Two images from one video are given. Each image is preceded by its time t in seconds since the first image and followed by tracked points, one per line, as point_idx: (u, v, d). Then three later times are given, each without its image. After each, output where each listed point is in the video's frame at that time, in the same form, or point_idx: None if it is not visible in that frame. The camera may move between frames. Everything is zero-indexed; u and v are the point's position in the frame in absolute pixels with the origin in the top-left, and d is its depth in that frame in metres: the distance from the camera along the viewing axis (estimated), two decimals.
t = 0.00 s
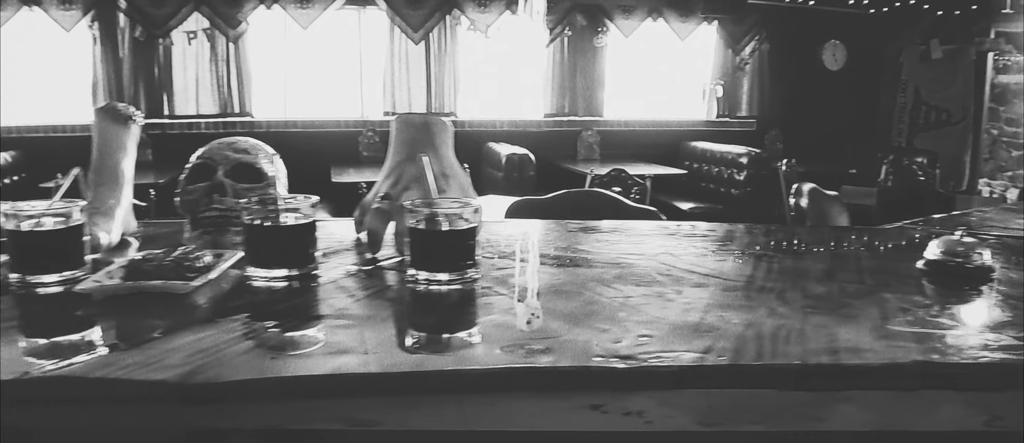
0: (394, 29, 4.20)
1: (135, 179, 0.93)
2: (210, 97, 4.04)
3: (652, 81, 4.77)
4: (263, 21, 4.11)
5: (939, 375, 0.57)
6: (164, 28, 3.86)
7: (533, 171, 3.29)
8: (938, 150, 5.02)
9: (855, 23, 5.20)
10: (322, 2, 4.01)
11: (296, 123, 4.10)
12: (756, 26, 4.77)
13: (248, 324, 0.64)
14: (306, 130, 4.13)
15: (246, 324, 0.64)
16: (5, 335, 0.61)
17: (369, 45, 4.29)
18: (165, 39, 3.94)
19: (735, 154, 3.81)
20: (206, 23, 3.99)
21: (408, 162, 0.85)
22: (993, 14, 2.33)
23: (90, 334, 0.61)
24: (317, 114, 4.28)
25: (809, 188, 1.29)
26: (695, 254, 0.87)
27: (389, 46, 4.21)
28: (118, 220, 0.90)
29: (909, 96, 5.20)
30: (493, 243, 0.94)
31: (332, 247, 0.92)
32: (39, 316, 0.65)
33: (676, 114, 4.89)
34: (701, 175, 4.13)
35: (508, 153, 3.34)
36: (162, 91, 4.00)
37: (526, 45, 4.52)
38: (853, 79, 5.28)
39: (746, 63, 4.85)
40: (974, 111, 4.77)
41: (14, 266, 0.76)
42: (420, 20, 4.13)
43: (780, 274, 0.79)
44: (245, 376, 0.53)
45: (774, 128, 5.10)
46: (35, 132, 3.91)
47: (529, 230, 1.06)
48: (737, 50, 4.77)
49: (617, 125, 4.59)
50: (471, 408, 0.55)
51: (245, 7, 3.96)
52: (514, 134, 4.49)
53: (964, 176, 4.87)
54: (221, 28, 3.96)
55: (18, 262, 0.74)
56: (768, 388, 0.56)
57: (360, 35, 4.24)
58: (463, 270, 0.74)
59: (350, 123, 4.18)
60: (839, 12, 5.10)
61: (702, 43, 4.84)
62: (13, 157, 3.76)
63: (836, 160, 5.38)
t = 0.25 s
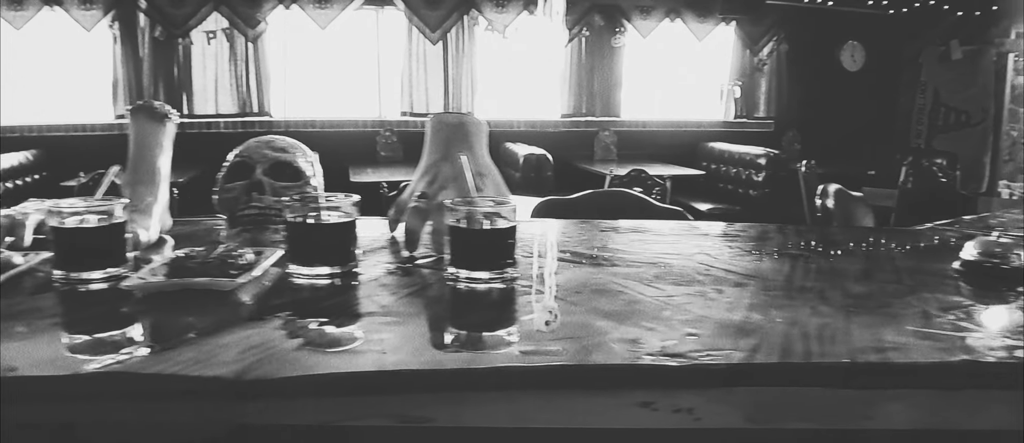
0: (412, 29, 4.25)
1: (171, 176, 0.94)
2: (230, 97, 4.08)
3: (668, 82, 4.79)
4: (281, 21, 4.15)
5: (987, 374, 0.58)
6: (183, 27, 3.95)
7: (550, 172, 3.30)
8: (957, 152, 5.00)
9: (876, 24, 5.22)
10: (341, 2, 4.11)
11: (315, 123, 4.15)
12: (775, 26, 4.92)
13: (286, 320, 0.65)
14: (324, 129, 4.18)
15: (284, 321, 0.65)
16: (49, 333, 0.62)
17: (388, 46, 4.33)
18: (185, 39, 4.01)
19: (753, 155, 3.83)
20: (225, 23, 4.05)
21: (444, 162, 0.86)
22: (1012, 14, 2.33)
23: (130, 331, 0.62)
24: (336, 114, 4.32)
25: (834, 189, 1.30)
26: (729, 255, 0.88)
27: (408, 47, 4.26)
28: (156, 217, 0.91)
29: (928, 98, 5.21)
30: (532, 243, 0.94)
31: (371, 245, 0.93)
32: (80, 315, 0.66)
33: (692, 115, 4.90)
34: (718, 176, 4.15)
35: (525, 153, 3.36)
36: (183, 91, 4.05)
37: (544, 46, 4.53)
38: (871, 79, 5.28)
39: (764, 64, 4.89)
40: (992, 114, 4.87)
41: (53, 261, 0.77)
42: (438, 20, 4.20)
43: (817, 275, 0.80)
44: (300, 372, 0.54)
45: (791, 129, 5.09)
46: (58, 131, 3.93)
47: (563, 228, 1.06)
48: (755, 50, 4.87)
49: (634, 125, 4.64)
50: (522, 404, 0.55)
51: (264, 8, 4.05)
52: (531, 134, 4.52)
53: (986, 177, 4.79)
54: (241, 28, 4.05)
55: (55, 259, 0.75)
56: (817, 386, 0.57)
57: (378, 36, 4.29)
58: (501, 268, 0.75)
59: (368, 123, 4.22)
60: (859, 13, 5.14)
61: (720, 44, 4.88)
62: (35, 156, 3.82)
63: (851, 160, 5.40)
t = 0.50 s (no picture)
0: (437, 29, 4.26)
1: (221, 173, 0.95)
2: (256, 96, 4.18)
3: (690, 82, 4.81)
4: (308, 21, 4.21)
5: None
6: (212, 28, 3.86)
7: (576, 173, 3.31)
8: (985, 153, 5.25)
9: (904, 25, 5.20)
10: (365, 3, 3.94)
11: (340, 123, 4.22)
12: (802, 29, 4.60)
13: (344, 317, 0.66)
14: (350, 129, 4.28)
15: (340, 318, 0.66)
16: (114, 329, 0.63)
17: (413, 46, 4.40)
18: (211, 39, 4.07)
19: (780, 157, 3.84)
20: (252, 23, 4.10)
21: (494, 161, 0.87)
22: None
23: (186, 327, 0.63)
24: (361, 113, 4.40)
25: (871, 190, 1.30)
26: (779, 256, 0.89)
27: (433, 47, 4.29)
28: (209, 215, 0.93)
29: (956, 99, 5.32)
30: (581, 241, 0.96)
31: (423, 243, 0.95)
32: (143, 311, 0.68)
33: (713, 115, 4.91)
34: (745, 178, 4.18)
35: (551, 153, 3.37)
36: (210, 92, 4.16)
37: (568, 46, 4.53)
38: (898, 80, 5.25)
39: (790, 65, 4.82)
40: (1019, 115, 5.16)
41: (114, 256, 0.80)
42: (465, 20, 4.04)
43: (870, 275, 0.81)
44: (382, 367, 0.55)
45: (818, 130, 5.11)
46: (87, 129, 4.10)
47: (610, 226, 1.08)
48: (781, 52, 4.78)
49: (659, 126, 4.69)
50: (594, 399, 0.57)
51: (290, 8, 3.91)
52: (555, 134, 4.57)
53: (1014, 179, 5.15)
54: (266, 28, 3.90)
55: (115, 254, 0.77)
56: (884, 383, 0.59)
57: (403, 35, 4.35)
58: (558, 266, 0.76)
59: (393, 123, 4.30)
60: (888, 13, 5.10)
61: (745, 44, 4.87)
62: (64, 154, 3.92)
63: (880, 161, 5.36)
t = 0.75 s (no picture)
0: (456, 29, 4.30)
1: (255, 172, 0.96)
2: (278, 97, 4.21)
3: (707, 83, 4.80)
4: (328, 21, 4.25)
5: None
6: (232, 27, 3.99)
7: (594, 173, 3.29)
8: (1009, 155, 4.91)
9: (924, 25, 5.19)
10: (386, 3, 4.07)
11: (359, 123, 4.26)
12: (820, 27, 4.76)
13: (385, 315, 0.67)
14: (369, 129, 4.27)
15: (380, 316, 0.67)
16: (157, 326, 0.64)
17: (431, 46, 4.42)
18: (232, 38, 4.11)
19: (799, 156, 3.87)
20: (271, 23, 4.13)
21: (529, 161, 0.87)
22: None
23: (225, 324, 0.64)
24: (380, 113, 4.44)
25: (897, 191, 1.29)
26: (813, 258, 0.90)
27: (451, 47, 4.31)
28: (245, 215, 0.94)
29: (977, 100, 5.11)
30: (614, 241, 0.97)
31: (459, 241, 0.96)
32: (187, 308, 0.69)
33: (730, 115, 4.90)
34: (765, 178, 4.18)
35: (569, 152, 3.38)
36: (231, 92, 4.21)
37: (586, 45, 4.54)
38: (919, 81, 5.25)
39: (810, 64, 4.87)
40: None
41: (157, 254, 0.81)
42: (483, 20, 4.15)
43: (907, 277, 0.82)
44: (432, 364, 0.56)
45: (838, 130, 5.14)
46: (109, 129, 4.15)
47: (641, 228, 1.10)
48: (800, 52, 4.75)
49: (679, 126, 4.71)
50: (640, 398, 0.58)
51: (311, 8, 4.02)
52: (573, 134, 4.55)
53: None
54: (288, 28, 4.05)
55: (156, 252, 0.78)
56: (928, 383, 0.60)
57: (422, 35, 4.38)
58: (597, 265, 0.76)
59: (411, 123, 4.31)
60: (907, 13, 5.11)
61: (765, 44, 4.88)
62: (86, 152, 3.96)
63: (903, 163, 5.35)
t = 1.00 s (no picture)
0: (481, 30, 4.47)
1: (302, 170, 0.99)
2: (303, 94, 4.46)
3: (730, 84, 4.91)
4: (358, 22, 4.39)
5: None
6: (260, 27, 4.21)
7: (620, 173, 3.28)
8: None
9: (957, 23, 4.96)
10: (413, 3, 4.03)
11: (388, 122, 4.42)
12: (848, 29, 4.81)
13: (441, 315, 0.68)
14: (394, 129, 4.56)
15: (433, 317, 0.68)
16: (214, 324, 0.66)
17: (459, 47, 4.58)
18: (259, 39, 4.38)
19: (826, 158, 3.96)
20: (298, 23, 4.37)
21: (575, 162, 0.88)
22: None
23: (279, 322, 0.66)
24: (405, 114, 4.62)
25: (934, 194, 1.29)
26: (860, 263, 0.91)
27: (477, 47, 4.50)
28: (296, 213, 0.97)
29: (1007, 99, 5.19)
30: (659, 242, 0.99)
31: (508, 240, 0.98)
32: (247, 306, 0.71)
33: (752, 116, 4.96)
34: (793, 180, 4.22)
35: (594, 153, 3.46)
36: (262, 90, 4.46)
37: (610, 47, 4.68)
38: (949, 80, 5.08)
39: (836, 66, 4.98)
40: None
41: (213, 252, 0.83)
42: (508, 21, 4.24)
43: (957, 281, 0.82)
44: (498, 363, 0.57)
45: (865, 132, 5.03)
46: (140, 127, 4.24)
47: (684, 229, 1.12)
48: (828, 52, 4.98)
49: (704, 127, 4.83)
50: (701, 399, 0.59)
51: (338, 9, 4.19)
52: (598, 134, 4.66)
53: None
54: (316, 28, 4.23)
55: (213, 250, 0.80)
56: (987, 385, 0.60)
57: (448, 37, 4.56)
58: (649, 266, 0.77)
59: (436, 124, 4.58)
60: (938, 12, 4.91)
61: (791, 46, 5.09)
62: (116, 152, 4.03)
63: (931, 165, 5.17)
